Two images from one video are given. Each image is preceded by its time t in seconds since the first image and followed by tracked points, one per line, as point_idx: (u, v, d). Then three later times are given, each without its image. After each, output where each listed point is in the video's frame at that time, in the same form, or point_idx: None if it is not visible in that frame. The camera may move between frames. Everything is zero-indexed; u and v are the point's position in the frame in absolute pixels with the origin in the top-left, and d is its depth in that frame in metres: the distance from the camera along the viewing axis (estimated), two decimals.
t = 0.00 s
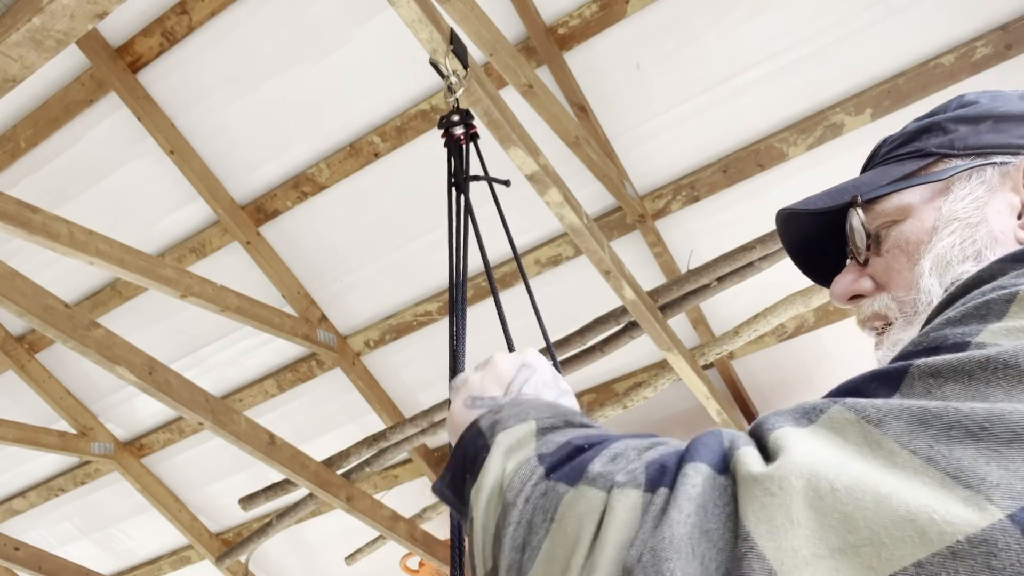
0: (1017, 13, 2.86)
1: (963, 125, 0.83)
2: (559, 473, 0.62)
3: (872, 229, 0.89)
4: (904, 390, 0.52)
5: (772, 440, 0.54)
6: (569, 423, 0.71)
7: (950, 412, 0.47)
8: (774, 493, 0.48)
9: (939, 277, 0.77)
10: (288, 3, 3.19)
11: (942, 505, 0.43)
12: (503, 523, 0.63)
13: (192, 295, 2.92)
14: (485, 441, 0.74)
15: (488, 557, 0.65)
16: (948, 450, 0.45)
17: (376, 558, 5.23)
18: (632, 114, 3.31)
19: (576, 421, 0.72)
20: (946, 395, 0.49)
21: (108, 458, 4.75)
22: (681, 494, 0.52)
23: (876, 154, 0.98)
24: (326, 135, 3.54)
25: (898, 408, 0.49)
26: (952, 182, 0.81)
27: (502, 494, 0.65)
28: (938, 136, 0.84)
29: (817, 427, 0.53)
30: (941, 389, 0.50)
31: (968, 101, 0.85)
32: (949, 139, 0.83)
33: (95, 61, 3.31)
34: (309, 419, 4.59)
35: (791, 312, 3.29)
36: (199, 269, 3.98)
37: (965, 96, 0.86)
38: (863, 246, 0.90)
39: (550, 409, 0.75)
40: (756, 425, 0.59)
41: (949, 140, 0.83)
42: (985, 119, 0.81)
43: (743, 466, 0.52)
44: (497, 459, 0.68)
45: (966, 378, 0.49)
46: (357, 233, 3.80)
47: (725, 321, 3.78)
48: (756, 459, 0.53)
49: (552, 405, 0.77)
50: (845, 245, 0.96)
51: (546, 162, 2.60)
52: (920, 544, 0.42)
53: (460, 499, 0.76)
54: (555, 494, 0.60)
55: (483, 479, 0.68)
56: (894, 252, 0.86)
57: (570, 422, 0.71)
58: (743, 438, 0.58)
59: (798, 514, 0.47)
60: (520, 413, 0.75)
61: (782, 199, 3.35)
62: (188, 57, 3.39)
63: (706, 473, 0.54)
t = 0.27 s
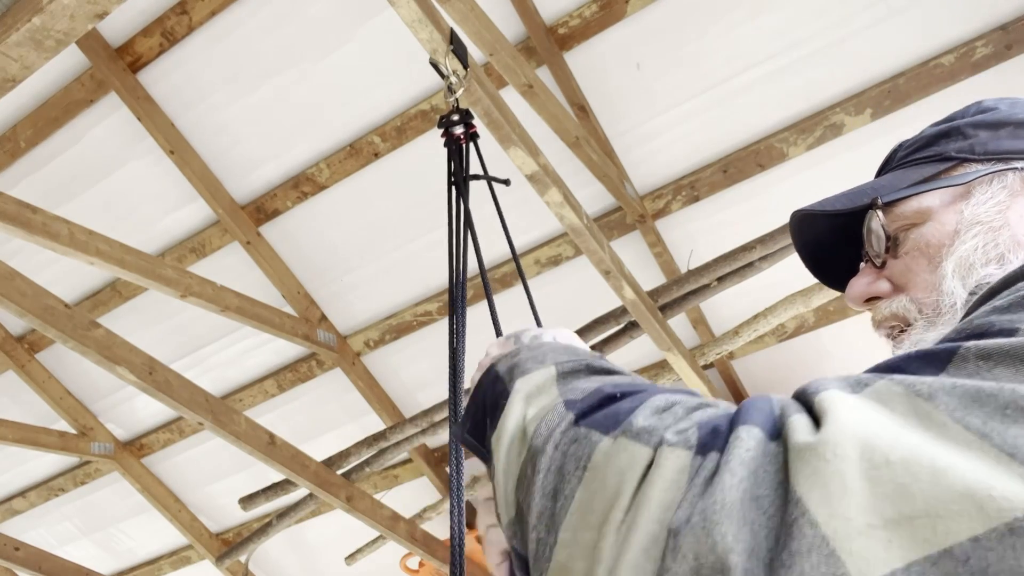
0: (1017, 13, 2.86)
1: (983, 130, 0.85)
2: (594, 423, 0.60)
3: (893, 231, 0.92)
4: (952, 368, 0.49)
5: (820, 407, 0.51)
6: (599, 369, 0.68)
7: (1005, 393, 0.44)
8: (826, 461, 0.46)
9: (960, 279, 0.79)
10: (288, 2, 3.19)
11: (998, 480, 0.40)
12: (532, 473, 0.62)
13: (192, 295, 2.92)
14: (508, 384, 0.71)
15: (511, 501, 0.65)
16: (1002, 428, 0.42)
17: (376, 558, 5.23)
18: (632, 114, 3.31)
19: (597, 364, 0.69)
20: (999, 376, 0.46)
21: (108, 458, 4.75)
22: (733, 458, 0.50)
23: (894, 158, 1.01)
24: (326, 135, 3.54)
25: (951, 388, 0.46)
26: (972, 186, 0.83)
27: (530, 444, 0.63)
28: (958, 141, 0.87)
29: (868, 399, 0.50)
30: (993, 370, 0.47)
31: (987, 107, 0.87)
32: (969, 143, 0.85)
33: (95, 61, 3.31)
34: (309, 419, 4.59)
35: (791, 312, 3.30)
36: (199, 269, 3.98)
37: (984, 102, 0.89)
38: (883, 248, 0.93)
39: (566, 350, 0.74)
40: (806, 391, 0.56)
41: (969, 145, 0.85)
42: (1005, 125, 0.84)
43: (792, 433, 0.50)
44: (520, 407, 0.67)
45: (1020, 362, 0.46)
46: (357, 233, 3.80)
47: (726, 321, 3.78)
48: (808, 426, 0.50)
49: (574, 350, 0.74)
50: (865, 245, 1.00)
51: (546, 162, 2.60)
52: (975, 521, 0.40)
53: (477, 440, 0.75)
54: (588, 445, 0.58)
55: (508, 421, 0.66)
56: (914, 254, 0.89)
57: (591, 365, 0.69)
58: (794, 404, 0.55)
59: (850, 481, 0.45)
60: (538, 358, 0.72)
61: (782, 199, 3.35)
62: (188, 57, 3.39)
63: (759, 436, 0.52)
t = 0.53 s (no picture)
0: (1016, 13, 2.85)
1: (983, 144, 0.85)
2: (643, 423, 0.54)
3: (893, 240, 0.92)
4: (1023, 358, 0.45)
5: (897, 396, 0.48)
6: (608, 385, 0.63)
7: None
8: (925, 448, 0.42)
9: (957, 289, 0.80)
10: (288, 2, 3.19)
11: None
12: (559, 486, 0.54)
13: (191, 295, 2.92)
14: (504, 404, 0.62)
15: (538, 522, 0.56)
16: None
17: (376, 558, 5.23)
18: (633, 114, 3.31)
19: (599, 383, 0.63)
20: None
21: (108, 458, 4.75)
22: (826, 451, 0.46)
23: (894, 169, 1.02)
24: (326, 135, 3.54)
25: None
26: (971, 199, 0.84)
27: (558, 453, 0.56)
28: (958, 154, 0.87)
29: (944, 386, 0.46)
30: None
31: (987, 122, 0.87)
32: (969, 157, 0.86)
33: (95, 61, 3.31)
34: (309, 419, 4.59)
35: (791, 312, 3.30)
36: (199, 269, 3.98)
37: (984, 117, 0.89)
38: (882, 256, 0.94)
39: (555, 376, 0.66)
40: (866, 384, 0.52)
41: (969, 159, 0.86)
42: (1005, 141, 0.84)
43: (878, 422, 0.46)
44: (531, 421, 0.59)
45: None
46: (357, 233, 3.80)
47: (726, 321, 3.78)
48: (889, 414, 0.47)
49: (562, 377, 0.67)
50: (865, 253, 1.01)
51: (546, 162, 2.59)
52: None
53: (461, 472, 0.65)
54: (641, 447, 0.52)
55: (520, 437, 0.58)
56: (912, 263, 0.90)
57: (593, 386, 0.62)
58: (860, 398, 0.51)
59: (960, 470, 0.41)
60: (530, 381, 0.64)
61: (783, 199, 3.34)
62: (188, 57, 3.39)
63: (842, 429, 0.48)
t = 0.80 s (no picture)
0: (1016, 13, 2.86)
1: (983, 152, 0.86)
2: (659, 424, 0.56)
3: (892, 245, 0.92)
4: None
5: (917, 404, 0.49)
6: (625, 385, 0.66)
7: None
8: (957, 456, 0.43)
9: (959, 293, 0.80)
10: (288, 2, 3.19)
11: None
12: (578, 483, 0.56)
13: (192, 295, 2.91)
14: (521, 403, 0.66)
15: (552, 522, 0.58)
16: None
17: (376, 558, 5.23)
18: (633, 114, 3.31)
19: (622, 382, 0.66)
20: None
21: (108, 458, 4.75)
22: (852, 454, 0.47)
23: (892, 175, 1.03)
24: (326, 135, 3.54)
25: None
26: (972, 206, 0.84)
27: (575, 453, 0.58)
28: (958, 161, 0.88)
29: (965, 392, 0.48)
30: None
31: (987, 131, 0.88)
32: (969, 165, 0.86)
33: (95, 61, 3.31)
34: (309, 419, 4.59)
35: (791, 312, 3.30)
36: (199, 269, 3.98)
37: (983, 126, 0.90)
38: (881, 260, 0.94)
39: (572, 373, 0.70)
40: (886, 390, 0.54)
41: (968, 166, 0.86)
42: (1005, 149, 0.84)
43: (904, 430, 0.48)
44: (548, 420, 0.62)
45: None
46: (357, 233, 3.80)
47: (726, 321, 3.78)
48: (914, 422, 0.48)
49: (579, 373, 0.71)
50: (862, 256, 1.00)
51: (546, 162, 2.60)
52: None
53: (478, 469, 0.69)
54: (658, 448, 0.54)
55: (538, 435, 0.61)
56: (911, 268, 0.90)
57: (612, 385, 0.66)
58: (881, 403, 0.53)
59: (990, 477, 0.42)
60: (547, 377, 0.68)
61: (782, 199, 3.35)
62: (188, 57, 3.40)
63: (865, 435, 0.49)
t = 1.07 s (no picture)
0: (1016, 13, 2.85)
1: (981, 149, 0.85)
2: (650, 413, 0.57)
3: (890, 244, 0.92)
4: None
5: (906, 398, 0.50)
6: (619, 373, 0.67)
7: None
8: (941, 449, 0.44)
9: (960, 292, 0.81)
10: (288, 2, 3.19)
11: None
12: (567, 468, 0.57)
13: (192, 295, 2.91)
14: (519, 385, 0.67)
15: (540, 505, 0.58)
16: None
17: (376, 558, 5.23)
18: (633, 114, 3.31)
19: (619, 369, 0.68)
20: None
21: (108, 458, 4.75)
22: (837, 445, 0.47)
23: (888, 173, 1.02)
24: (326, 135, 3.54)
25: None
26: (970, 204, 0.84)
27: (566, 437, 0.58)
28: (956, 159, 0.88)
29: (955, 391, 0.49)
30: None
31: (984, 127, 0.88)
32: (967, 162, 0.86)
33: (95, 61, 3.32)
34: (309, 419, 4.59)
35: (791, 312, 3.30)
36: (199, 269, 3.98)
37: (979, 123, 0.90)
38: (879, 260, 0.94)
39: (570, 360, 0.71)
40: (875, 384, 0.55)
41: (967, 163, 0.86)
42: (1002, 146, 0.84)
43: (889, 422, 0.48)
44: (543, 404, 0.62)
45: None
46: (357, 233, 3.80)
47: (726, 321, 3.78)
48: (901, 415, 0.49)
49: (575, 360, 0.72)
50: (860, 256, 1.00)
51: (546, 162, 2.59)
52: None
53: (472, 449, 0.71)
54: (648, 436, 0.54)
55: (530, 420, 0.61)
56: (910, 267, 0.90)
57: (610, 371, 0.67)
58: (870, 395, 0.53)
59: (972, 471, 0.43)
60: (543, 364, 0.70)
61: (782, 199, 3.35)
62: (188, 57, 3.40)
63: (852, 426, 0.50)
